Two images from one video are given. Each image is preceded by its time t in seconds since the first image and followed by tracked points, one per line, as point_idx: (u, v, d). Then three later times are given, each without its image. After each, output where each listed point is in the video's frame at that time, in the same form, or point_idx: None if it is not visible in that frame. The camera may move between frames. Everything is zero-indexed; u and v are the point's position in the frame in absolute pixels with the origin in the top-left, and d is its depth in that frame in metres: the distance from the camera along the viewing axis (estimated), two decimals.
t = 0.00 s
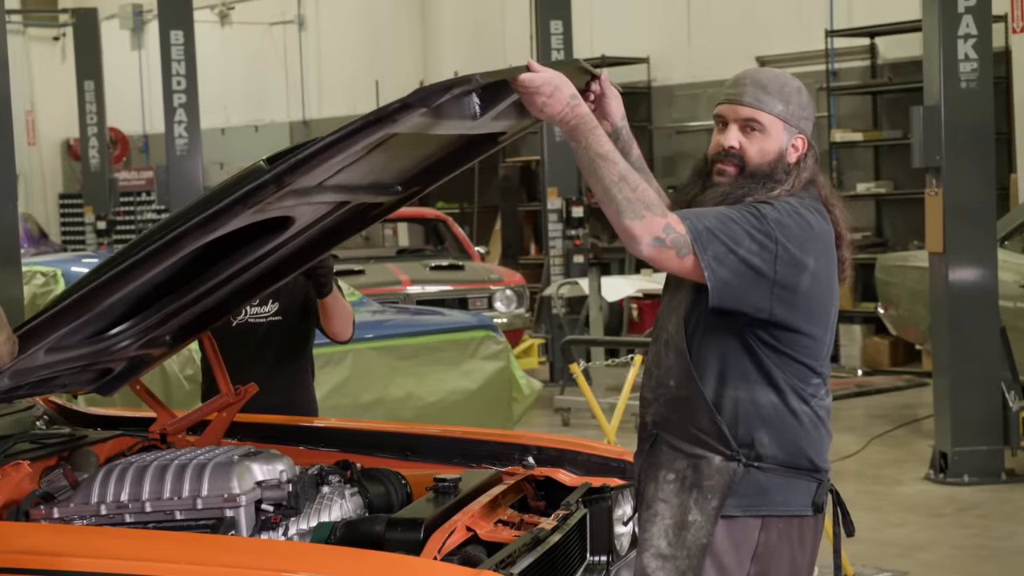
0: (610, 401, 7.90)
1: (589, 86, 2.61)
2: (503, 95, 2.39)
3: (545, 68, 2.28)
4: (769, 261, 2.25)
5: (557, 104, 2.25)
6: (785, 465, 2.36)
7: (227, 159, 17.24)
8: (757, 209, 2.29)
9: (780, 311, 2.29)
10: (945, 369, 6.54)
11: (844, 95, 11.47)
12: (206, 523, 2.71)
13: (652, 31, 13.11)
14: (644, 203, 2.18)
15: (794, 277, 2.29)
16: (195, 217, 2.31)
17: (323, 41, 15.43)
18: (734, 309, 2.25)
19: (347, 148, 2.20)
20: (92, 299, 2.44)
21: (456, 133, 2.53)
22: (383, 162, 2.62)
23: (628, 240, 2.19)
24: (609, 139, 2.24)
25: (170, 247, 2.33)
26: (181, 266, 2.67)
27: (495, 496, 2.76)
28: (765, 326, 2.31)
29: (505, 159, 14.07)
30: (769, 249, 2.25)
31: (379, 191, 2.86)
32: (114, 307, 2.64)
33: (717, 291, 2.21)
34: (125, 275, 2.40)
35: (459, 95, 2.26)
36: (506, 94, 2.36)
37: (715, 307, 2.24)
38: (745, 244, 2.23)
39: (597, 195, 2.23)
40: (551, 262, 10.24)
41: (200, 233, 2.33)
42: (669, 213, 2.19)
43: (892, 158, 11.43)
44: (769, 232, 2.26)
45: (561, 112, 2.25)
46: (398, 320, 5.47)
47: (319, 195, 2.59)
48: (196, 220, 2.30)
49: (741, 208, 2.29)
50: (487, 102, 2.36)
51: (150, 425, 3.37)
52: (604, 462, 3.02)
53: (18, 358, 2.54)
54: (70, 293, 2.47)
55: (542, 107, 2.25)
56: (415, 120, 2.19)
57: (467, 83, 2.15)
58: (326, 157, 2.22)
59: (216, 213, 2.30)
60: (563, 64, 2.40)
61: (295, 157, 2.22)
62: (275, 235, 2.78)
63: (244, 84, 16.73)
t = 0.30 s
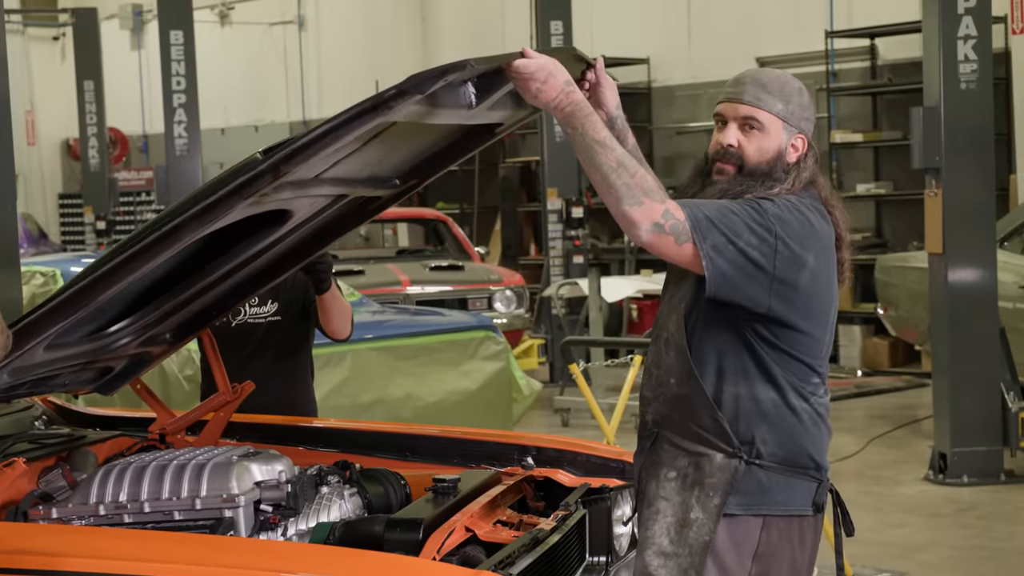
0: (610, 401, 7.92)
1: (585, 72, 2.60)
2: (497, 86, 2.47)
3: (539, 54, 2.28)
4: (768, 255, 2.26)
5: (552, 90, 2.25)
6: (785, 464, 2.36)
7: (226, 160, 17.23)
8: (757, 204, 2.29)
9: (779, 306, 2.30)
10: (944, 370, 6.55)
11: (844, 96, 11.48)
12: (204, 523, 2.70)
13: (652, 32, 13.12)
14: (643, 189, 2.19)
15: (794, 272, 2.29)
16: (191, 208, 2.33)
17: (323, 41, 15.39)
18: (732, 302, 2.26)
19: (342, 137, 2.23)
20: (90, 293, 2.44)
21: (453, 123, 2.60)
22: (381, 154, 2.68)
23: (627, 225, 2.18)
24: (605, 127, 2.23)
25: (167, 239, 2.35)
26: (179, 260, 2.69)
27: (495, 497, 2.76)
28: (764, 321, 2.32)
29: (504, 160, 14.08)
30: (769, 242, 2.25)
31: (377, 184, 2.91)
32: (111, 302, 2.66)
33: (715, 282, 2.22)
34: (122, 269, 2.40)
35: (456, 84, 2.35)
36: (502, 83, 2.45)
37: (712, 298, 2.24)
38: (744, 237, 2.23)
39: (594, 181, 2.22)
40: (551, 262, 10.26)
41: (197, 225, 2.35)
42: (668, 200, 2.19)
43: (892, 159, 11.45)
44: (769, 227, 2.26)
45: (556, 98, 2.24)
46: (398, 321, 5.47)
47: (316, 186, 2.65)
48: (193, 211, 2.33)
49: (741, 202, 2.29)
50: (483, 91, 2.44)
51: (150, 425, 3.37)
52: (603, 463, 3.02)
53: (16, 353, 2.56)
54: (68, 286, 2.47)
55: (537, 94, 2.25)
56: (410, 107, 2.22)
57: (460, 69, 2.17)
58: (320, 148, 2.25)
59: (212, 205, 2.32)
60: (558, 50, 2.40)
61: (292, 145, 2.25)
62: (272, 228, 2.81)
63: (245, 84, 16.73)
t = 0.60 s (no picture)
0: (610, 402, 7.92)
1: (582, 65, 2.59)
2: (493, 80, 2.48)
3: (535, 45, 2.27)
4: (769, 252, 2.26)
5: (549, 83, 2.24)
6: (786, 464, 2.37)
7: (226, 160, 17.22)
8: (758, 201, 2.30)
9: (779, 303, 2.30)
10: (944, 371, 6.55)
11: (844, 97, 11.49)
12: (203, 524, 2.70)
13: (652, 32, 13.12)
14: (642, 180, 2.22)
15: (795, 269, 2.30)
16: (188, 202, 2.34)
17: (323, 41, 15.37)
18: (733, 298, 2.26)
19: (337, 131, 2.24)
20: (88, 289, 2.44)
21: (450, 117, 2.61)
22: (378, 149, 2.71)
23: (626, 216, 2.22)
24: (601, 119, 2.25)
25: (164, 234, 2.36)
26: (177, 258, 2.70)
27: (494, 497, 2.76)
28: (764, 319, 2.32)
29: (505, 160, 14.08)
30: (770, 238, 2.26)
31: (375, 180, 2.92)
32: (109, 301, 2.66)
33: (715, 276, 2.22)
34: (119, 264, 2.40)
35: (452, 76, 2.36)
36: (499, 77, 2.46)
37: (712, 292, 2.24)
38: (744, 232, 2.24)
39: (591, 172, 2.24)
40: (551, 263, 10.27)
41: (194, 220, 2.37)
42: (666, 192, 2.22)
43: (891, 160, 11.46)
44: (770, 223, 2.27)
45: (552, 91, 2.24)
46: (398, 321, 5.47)
47: (314, 182, 2.67)
48: (189, 206, 2.34)
49: (742, 199, 2.30)
50: (479, 85, 2.47)
51: (149, 425, 3.37)
52: (603, 463, 3.02)
53: (15, 351, 2.56)
54: (64, 283, 2.45)
55: (532, 87, 2.24)
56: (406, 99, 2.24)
57: (454, 61, 2.16)
58: (315, 142, 2.26)
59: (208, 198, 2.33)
60: (557, 42, 2.39)
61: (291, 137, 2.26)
62: (271, 224, 2.83)
63: (245, 84, 16.72)
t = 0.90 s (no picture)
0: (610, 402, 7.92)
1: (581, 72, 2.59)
2: (495, 83, 2.46)
3: (536, 50, 2.27)
4: (770, 252, 2.26)
5: (548, 87, 2.25)
6: (789, 463, 2.38)
7: (225, 159, 17.20)
8: (758, 202, 2.31)
9: (781, 302, 2.31)
10: (943, 371, 6.55)
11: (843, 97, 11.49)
12: (202, 525, 2.70)
13: (652, 33, 13.12)
14: (644, 184, 2.20)
15: (796, 269, 2.30)
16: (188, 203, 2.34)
17: (322, 41, 15.37)
18: (735, 299, 2.27)
19: (337, 133, 2.24)
20: (87, 290, 2.44)
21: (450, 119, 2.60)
22: (378, 151, 2.72)
23: (628, 220, 2.20)
24: (603, 124, 2.25)
25: (164, 236, 2.36)
26: (177, 258, 2.70)
27: (493, 497, 2.76)
28: (766, 319, 2.33)
29: (504, 160, 14.08)
30: (771, 239, 2.27)
31: (375, 182, 2.94)
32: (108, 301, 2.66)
33: (717, 278, 2.23)
34: (119, 265, 2.40)
35: (452, 79, 2.36)
36: (500, 80, 2.45)
37: (715, 294, 2.25)
38: (746, 233, 2.24)
39: (592, 176, 2.23)
40: (551, 263, 10.26)
41: (194, 222, 2.36)
42: (668, 196, 2.21)
43: (891, 160, 11.47)
44: (771, 224, 2.28)
45: (553, 96, 2.25)
46: (397, 321, 5.47)
47: (314, 183, 2.68)
48: (190, 207, 2.33)
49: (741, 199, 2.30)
50: (480, 88, 2.45)
51: (148, 425, 3.36)
52: (602, 463, 3.02)
53: (14, 351, 2.56)
54: (63, 283, 2.45)
55: (532, 92, 2.26)
56: (407, 101, 2.23)
57: (456, 64, 2.17)
58: (315, 144, 2.26)
59: (209, 199, 2.33)
60: (558, 46, 2.37)
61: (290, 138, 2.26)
62: (271, 226, 2.83)
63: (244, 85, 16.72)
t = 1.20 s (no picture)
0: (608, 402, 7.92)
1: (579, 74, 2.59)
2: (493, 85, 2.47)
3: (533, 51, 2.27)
4: (769, 250, 2.28)
5: (546, 90, 2.24)
6: (795, 460, 2.39)
7: (223, 160, 17.20)
8: (755, 201, 2.33)
9: (780, 300, 2.33)
10: (941, 371, 6.55)
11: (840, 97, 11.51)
12: (200, 525, 2.69)
13: (649, 32, 13.12)
14: (644, 188, 2.21)
15: (795, 266, 2.32)
16: (187, 205, 2.34)
17: (320, 41, 15.38)
18: (736, 299, 2.29)
19: (335, 134, 2.24)
20: (85, 292, 2.44)
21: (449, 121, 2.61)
22: (377, 152, 2.73)
23: (628, 223, 2.21)
24: (602, 127, 2.24)
25: (161, 238, 2.35)
26: (175, 260, 2.69)
27: (491, 498, 2.76)
28: (768, 317, 2.35)
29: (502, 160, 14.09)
30: (770, 236, 2.29)
31: (375, 184, 2.95)
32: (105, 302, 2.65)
33: (718, 276, 2.24)
34: (117, 266, 2.39)
35: (450, 81, 2.36)
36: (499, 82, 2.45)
37: (716, 293, 2.27)
38: (745, 232, 2.26)
39: (591, 178, 2.24)
40: (548, 263, 10.26)
41: (192, 224, 2.36)
42: (668, 198, 2.22)
43: (888, 161, 11.50)
44: (769, 221, 2.30)
45: (550, 99, 2.24)
46: (394, 321, 5.47)
47: (313, 184, 2.68)
48: (187, 209, 2.33)
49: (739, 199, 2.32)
50: (479, 89, 2.45)
51: (145, 426, 3.35)
52: (600, 463, 3.02)
53: (11, 352, 2.55)
54: (61, 284, 2.45)
55: (530, 96, 2.25)
56: (404, 104, 2.23)
57: (453, 66, 2.17)
58: (314, 145, 2.26)
59: (207, 201, 2.33)
60: (555, 48, 2.37)
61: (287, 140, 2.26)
62: (269, 227, 2.83)
63: (242, 85, 16.71)
